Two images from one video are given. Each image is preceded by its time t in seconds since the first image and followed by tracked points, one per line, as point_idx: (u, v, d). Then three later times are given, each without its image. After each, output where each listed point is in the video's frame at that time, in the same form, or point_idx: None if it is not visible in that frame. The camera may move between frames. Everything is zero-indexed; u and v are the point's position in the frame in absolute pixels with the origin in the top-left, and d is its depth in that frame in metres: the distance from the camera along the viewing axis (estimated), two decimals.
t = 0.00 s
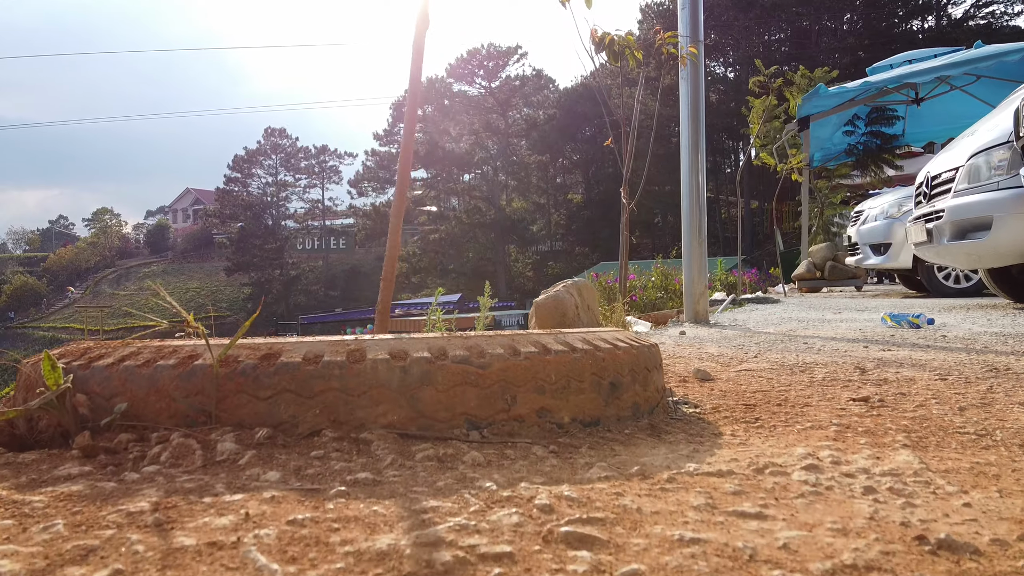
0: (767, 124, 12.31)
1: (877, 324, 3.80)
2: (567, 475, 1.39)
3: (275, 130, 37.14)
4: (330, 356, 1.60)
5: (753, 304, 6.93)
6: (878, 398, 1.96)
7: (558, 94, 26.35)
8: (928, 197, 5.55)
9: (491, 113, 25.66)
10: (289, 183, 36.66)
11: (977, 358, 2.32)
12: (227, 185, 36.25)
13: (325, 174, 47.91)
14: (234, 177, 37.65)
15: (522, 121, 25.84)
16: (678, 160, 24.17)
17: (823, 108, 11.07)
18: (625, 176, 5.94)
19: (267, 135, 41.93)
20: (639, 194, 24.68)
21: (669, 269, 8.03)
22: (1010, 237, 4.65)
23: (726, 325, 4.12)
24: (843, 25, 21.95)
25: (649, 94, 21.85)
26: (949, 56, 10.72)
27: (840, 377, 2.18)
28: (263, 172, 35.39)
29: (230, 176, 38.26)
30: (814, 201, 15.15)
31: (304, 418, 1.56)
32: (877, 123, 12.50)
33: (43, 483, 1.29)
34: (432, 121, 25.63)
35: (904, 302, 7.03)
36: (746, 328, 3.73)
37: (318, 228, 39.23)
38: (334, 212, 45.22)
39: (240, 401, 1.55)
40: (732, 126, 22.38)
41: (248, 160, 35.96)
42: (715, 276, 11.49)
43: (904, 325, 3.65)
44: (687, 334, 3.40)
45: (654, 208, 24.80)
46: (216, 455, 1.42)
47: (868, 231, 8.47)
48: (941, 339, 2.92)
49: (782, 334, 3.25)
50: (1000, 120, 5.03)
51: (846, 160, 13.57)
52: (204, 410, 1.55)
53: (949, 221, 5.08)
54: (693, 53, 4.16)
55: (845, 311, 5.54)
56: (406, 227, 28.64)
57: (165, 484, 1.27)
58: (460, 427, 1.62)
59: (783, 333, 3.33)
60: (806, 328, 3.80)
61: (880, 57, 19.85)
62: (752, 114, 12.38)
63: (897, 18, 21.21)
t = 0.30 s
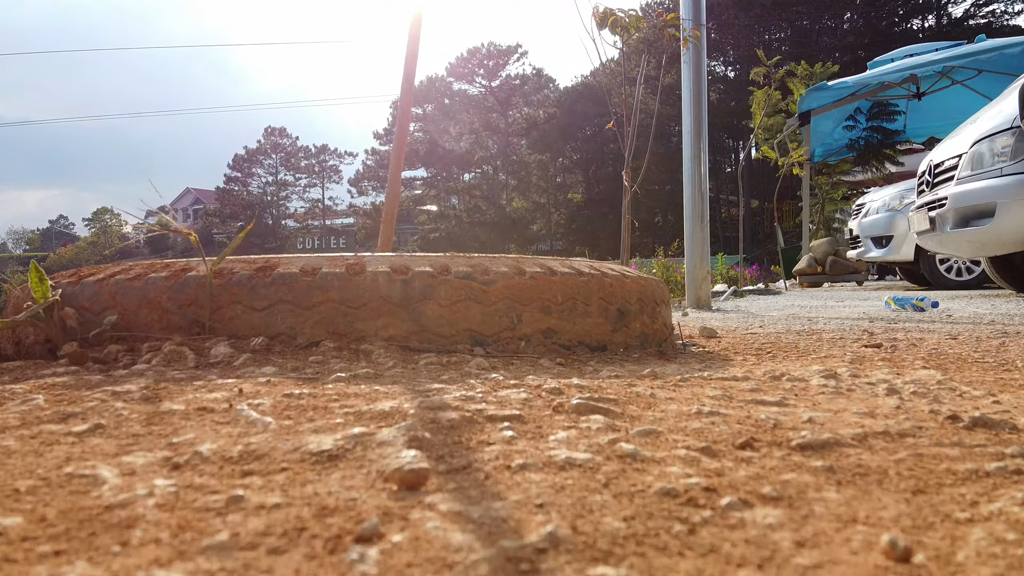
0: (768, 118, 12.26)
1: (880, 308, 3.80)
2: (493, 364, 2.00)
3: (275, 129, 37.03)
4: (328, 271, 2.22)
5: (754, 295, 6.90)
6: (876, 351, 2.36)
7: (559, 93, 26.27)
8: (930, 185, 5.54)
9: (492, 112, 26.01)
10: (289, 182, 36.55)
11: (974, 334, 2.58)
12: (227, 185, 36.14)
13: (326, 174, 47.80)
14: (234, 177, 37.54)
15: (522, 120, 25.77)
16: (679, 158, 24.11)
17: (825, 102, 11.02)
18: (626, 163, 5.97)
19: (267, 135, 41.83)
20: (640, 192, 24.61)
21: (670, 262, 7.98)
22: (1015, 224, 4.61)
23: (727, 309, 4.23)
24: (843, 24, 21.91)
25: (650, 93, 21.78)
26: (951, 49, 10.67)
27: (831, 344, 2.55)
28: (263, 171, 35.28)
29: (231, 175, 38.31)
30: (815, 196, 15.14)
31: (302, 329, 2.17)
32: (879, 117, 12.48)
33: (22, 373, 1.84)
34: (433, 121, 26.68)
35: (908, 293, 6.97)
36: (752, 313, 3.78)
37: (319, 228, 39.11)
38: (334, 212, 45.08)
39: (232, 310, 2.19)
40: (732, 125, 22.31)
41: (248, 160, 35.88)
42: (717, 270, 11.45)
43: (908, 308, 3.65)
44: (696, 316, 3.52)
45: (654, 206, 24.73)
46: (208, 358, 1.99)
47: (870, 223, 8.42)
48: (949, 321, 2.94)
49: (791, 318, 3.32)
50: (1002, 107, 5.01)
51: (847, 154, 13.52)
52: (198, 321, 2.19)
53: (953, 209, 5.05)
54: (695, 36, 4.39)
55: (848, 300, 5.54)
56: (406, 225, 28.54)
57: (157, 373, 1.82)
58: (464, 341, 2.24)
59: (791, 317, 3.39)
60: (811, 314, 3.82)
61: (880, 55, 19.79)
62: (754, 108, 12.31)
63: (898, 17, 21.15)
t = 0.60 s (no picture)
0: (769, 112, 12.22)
1: (887, 296, 3.82)
2: (482, 288, 2.66)
3: (276, 129, 37.05)
4: (345, 204, 2.78)
5: (756, 288, 6.87)
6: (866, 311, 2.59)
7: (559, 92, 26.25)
8: (936, 176, 5.53)
9: (491, 111, 26.29)
10: (290, 183, 36.49)
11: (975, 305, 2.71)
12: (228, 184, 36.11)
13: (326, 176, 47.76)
14: (235, 177, 37.46)
15: (522, 119, 25.74)
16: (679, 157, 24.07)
17: (828, 96, 10.95)
18: (631, 155, 6.07)
19: (269, 137, 41.90)
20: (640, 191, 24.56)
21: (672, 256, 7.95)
22: (1020, 214, 4.57)
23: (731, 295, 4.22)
24: (843, 24, 21.89)
25: (650, 92, 21.73)
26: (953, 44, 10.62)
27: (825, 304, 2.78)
28: (264, 170, 35.22)
29: (231, 174, 38.31)
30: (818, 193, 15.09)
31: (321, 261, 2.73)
32: (882, 112, 12.45)
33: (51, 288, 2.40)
34: (433, 121, 27.34)
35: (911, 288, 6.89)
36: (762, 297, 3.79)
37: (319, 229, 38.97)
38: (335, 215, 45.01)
39: (249, 243, 2.75)
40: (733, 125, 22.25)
41: (249, 160, 35.93)
42: (719, 264, 11.43)
43: (916, 296, 3.67)
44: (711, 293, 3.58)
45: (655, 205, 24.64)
46: (229, 280, 2.54)
47: (873, 218, 8.35)
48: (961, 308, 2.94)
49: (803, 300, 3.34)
50: (1006, 97, 4.99)
51: (850, 150, 13.41)
52: (215, 250, 2.75)
53: (958, 199, 5.03)
54: (700, 21, 4.58)
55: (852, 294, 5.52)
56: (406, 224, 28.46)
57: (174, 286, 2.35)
58: (487, 275, 2.85)
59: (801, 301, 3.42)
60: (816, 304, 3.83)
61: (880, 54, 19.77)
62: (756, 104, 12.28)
63: (897, 17, 21.15)
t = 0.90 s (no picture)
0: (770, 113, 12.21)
1: (887, 296, 3.83)
2: (487, 288, 2.65)
3: (276, 127, 36.93)
4: (349, 205, 2.78)
5: (756, 288, 6.87)
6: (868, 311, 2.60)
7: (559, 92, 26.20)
8: (937, 176, 5.53)
9: (491, 111, 26.25)
10: (290, 182, 36.37)
11: (976, 305, 2.73)
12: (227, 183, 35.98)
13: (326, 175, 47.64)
14: (234, 176, 37.36)
15: (522, 119, 25.70)
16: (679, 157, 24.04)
17: (829, 96, 10.92)
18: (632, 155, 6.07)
19: (269, 136, 41.80)
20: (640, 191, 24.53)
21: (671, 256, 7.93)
22: (1020, 213, 4.57)
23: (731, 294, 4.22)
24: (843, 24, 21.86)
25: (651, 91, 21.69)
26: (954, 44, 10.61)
27: (827, 304, 2.79)
28: (264, 169, 35.12)
29: (231, 174, 38.32)
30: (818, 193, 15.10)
31: (326, 261, 2.73)
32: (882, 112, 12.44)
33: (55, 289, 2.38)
34: (433, 120, 27.39)
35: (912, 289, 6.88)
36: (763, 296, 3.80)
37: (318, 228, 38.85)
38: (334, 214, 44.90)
39: (253, 242, 2.75)
40: (733, 125, 22.22)
41: (249, 158, 35.82)
42: (720, 264, 11.40)
43: (916, 296, 3.69)
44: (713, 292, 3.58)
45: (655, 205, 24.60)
46: (233, 280, 2.55)
47: (874, 218, 8.35)
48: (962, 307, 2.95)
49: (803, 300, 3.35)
50: (1007, 97, 4.99)
51: (850, 150, 13.41)
52: (219, 251, 2.74)
53: (958, 199, 5.02)
54: (701, 20, 4.59)
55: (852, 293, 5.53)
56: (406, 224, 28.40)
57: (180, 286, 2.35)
58: (491, 275, 2.85)
59: (801, 301, 3.43)
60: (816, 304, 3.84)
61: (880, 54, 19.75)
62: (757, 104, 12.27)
63: (898, 17, 21.12)
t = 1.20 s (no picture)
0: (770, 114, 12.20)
1: (888, 296, 3.83)
2: (487, 288, 2.65)
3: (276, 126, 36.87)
4: (349, 205, 2.78)
5: (756, 288, 6.87)
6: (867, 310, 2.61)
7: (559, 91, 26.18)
8: (937, 176, 5.53)
9: (492, 111, 26.20)
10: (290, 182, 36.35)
11: (976, 305, 2.72)
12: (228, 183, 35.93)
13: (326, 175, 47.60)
14: (235, 175, 37.32)
15: (522, 119, 25.65)
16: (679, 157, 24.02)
17: (829, 97, 10.90)
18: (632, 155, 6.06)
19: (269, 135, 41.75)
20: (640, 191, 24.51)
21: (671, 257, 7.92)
22: (1021, 213, 4.56)
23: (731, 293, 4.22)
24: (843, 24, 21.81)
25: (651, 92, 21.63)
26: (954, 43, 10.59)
27: (827, 304, 2.79)
28: (264, 169, 35.10)
29: (231, 173, 38.32)
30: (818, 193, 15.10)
31: (326, 261, 2.74)
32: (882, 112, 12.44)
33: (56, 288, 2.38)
34: (433, 120, 27.26)
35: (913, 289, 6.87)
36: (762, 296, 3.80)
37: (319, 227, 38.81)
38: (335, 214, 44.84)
39: (253, 242, 2.75)
40: (733, 125, 22.19)
41: (249, 158, 35.77)
42: (720, 264, 11.39)
43: (915, 296, 3.70)
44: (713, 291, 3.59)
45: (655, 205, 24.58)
46: (233, 280, 2.55)
47: (873, 218, 8.35)
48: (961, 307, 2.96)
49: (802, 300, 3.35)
50: (1007, 97, 5.00)
51: (850, 150, 13.42)
52: (219, 250, 2.75)
53: (959, 199, 5.02)
54: (701, 20, 4.59)
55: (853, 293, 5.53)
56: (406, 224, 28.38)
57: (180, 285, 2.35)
58: (491, 275, 2.86)
59: (800, 301, 3.43)
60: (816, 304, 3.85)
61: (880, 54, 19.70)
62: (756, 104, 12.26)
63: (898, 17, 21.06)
